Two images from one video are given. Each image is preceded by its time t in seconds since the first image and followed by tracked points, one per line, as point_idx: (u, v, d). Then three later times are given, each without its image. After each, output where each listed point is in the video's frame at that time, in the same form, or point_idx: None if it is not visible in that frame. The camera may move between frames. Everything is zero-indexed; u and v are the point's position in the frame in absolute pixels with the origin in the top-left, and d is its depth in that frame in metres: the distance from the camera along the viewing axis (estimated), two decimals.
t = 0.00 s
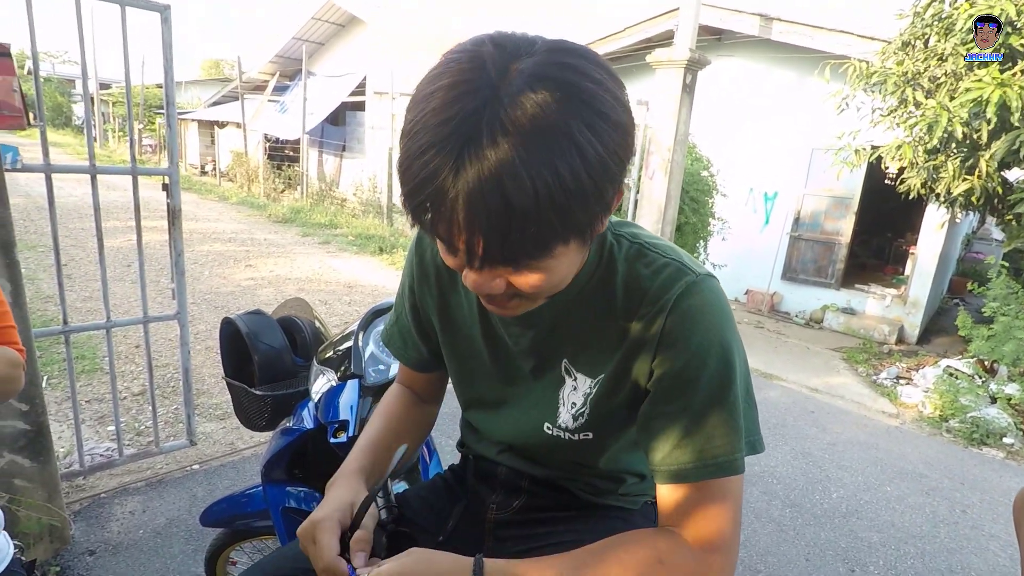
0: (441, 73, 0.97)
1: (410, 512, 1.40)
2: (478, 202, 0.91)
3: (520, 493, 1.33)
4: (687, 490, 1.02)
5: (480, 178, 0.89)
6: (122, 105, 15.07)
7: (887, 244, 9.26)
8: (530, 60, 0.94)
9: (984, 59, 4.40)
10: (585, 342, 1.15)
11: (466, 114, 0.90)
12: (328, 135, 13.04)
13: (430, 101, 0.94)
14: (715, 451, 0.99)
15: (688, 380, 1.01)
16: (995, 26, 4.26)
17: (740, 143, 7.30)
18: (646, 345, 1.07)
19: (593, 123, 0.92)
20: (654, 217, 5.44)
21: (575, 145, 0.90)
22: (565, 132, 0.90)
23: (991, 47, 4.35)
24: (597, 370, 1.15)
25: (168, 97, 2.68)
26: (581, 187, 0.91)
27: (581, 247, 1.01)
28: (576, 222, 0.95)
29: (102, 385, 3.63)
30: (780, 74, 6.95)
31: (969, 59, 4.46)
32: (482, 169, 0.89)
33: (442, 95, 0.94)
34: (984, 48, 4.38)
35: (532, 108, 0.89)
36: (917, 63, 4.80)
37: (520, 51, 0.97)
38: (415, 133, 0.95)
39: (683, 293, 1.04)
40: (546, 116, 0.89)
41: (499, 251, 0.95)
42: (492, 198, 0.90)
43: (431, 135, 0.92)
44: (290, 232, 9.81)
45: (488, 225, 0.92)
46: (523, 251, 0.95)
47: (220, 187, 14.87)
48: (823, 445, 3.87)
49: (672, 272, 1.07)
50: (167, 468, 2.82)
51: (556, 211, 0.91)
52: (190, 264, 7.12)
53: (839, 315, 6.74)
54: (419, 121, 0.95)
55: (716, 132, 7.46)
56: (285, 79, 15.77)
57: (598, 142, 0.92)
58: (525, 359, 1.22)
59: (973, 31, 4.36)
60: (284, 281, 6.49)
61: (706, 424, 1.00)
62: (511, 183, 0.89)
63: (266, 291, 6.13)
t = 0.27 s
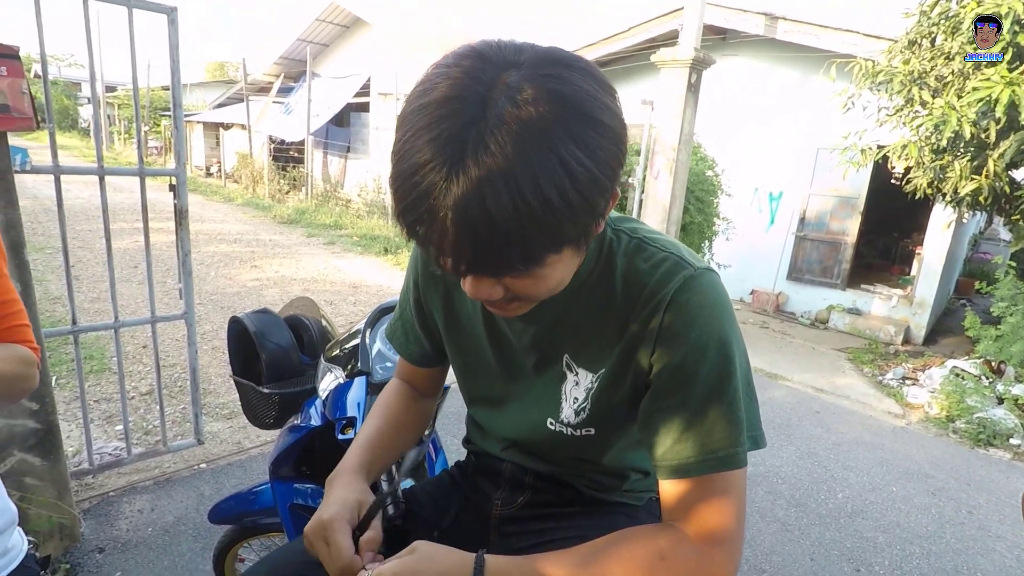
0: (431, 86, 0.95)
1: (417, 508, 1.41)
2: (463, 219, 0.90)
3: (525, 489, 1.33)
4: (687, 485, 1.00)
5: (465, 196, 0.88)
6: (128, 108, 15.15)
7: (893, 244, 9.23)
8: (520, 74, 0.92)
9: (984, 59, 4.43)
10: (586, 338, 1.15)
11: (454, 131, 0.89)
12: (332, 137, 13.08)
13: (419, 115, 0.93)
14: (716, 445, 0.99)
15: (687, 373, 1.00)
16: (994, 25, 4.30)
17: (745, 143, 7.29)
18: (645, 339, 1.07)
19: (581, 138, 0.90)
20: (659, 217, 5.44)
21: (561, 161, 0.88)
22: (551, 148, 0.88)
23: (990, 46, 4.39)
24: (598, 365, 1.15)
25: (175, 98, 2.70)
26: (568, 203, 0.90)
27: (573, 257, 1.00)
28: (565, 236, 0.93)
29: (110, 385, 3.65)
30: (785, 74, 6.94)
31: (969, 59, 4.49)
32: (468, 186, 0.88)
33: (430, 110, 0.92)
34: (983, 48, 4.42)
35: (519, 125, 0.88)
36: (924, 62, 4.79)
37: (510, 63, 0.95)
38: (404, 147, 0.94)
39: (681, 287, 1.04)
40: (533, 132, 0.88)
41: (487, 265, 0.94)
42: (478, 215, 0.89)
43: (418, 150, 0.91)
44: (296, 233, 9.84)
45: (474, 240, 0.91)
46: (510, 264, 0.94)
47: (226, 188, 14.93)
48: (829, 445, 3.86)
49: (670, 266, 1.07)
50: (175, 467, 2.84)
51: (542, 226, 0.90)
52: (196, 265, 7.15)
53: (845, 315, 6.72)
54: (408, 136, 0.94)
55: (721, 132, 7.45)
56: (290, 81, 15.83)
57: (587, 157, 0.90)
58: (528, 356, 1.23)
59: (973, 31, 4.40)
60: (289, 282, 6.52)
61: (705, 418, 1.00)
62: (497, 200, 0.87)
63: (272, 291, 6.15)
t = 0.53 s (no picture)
0: (434, 110, 0.94)
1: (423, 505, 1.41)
2: (471, 247, 0.90)
3: (530, 487, 1.34)
4: (687, 480, 1.00)
5: (473, 227, 0.89)
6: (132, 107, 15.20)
7: (897, 244, 9.21)
8: (524, 98, 0.91)
9: (984, 59, 4.43)
10: (587, 334, 1.15)
11: (460, 161, 0.88)
12: (336, 136, 13.10)
13: (423, 141, 0.92)
14: (717, 435, 0.97)
15: (687, 363, 1.00)
16: (995, 25, 4.32)
17: (749, 143, 7.28)
18: (645, 333, 1.07)
19: (585, 166, 0.90)
20: (662, 216, 5.44)
21: (566, 189, 0.88)
22: (558, 179, 0.88)
23: (991, 47, 4.39)
24: (600, 360, 1.15)
25: (180, 97, 2.71)
26: (574, 230, 0.90)
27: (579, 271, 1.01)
28: (570, 258, 0.94)
29: (115, 383, 3.67)
30: (789, 73, 6.93)
31: (970, 59, 4.48)
32: (474, 216, 0.88)
33: (433, 137, 0.91)
34: (984, 48, 4.42)
35: (525, 155, 0.87)
36: (928, 62, 4.77)
37: (514, 83, 0.93)
38: (411, 173, 0.93)
39: (679, 278, 1.03)
40: (538, 161, 0.87)
41: (495, 288, 0.95)
42: (485, 244, 0.89)
43: (424, 178, 0.91)
44: (299, 232, 9.86)
45: (482, 267, 0.92)
46: (517, 287, 0.95)
47: (229, 187, 14.96)
48: (832, 444, 3.86)
49: (670, 258, 1.07)
50: (179, 465, 2.85)
51: (552, 254, 0.91)
52: (200, 263, 7.18)
53: (848, 315, 6.71)
54: (413, 161, 0.93)
55: (725, 131, 7.45)
56: (293, 80, 15.85)
57: (592, 183, 0.90)
58: (531, 352, 1.23)
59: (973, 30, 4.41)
60: (292, 281, 6.53)
61: (706, 409, 0.98)
62: (503, 230, 0.88)
63: (275, 290, 6.16)
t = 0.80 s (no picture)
0: (451, 142, 0.91)
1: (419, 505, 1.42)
2: (496, 280, 0.89)
3: (525, 486, 1.34)
4: (676, 479, 1.00)
5: (498, 261, 0.87)
6: (128, 105, 15.14)
7: (892, 244, 9.25)
8: (544, 128, 0.90)
9: (983, 59, 4.44)
10: (578, 333, 1.15)
11: (484, 195, 0.86)
12: (332, 134, 13.07)
13: (442, 174, 0.90)
14: (706, 434, 0.97)
15: (677, 362, 0.99)
16: (995, 26, 4.31)
17: (745, 143, 7.30)
18: (635, 331, 1.07)
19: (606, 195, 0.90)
20: (659, 216, 5.45)
21: (589, 219, 0.88)
22: (584, 212, 0.88)
23: (990, 47, 4.39)
24: (591, 359, 1.14)
25: (176, 95, 2.70)
26: (595, 259, 0.90)
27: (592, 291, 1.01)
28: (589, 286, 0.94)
29: (109, 382, 3.65)
30: (785, 73, 6.94)
31: (968, 59, 4.49)
32: (501, 250, 0.86)
33: (454, 170, 0.89)
34: (983, 48, 4.43)
35: (549, 187, 0.86)
36: (924, 63, 4.79)
37: (530, 113, 0.92)
38: (431, 210, 0.90)
39: (668, 276, 1.03)
40: (563, 192, 0.86)
41: (516, 318, 0.94)
42: (510, 277, 0.88)
43: (446, 212, 0.88)
44: (295, 230, 9.84)
45: (504, 299, 0.91)
46: (538, 316, 0.94)
47: (225, 186, 14.92)
48: (827, 443, 3.87)
49: (662, 257, 1.06)
50: (174, 464, 2.84)
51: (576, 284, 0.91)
52: (196, 262, 7.16)
53: (843, 315, 6.73)
54: (432, 195, 0.90)
55: (721, 131, 7.47)
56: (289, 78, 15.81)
57: (611, 212, 0.90)
58: (525, 353, 1.22)
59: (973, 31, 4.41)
60: (289, 280, 6.52)
61: (695, 409, 0.98)
62: (529, 262, 0.87)
63: (271, 289, 6.15)
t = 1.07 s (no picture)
0: (447, 136, 0.92)
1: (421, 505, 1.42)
2: (490, 276, 0.89)
3: (526, 486, 1.35)
4: (678, 478, 1.00)
5: (493, 256, 0.87)
6: (126, 107, 15.15)
7: (890, 243, 9.27)
8: (541, 124, 0.90)
9: (984, 59, 4.43)
10: (581, 333, 1.15)
11: (480, 189, 0.87)
12: (331, 135, 13.08)
13: (438, 168, 0.90)
14: (710, 435, 0.97)
15: (681, 363, 0.99)
16: (995, 26, 4.29)
17: (743, 141, 7.30)
18: (640, 332, 1.07)
19: (602, 192, 0.90)
20: (657, 216, 5.46)
21: (585, 216, 0.88)
22: (578, 209, 0.88)
23: (991, 47, 4.38)
24: (595, 361, 1.15)
25: (174, 97, 2.70)
26: (590, 255, 0.91)
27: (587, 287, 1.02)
28: (584, 283, 0.94)
29: (109, 384, 3.65)
30: (782, 73, 6.95)
31: (969, 59, 4.48)
32: (495, 244, 0.86)
33: (448, 163, 0.89)
34: (984, 48, 4.42)
35: (543, 182, 0.87)
36: (921, 62, 4.80)
37: (524, 108, 0.93)
38: (425, 205, 0.91)
39: (673, 277, 1.04)
40: (558, 188, 0.87)
41: (510, 314, 0.94)
42: (504, 272, 0.88)
43: (441, 206, 0.88)
44: (294, 231, 9.84)
45: (498, 294, 0.91)
46: (532, 312, 0.94)
47: (223, 187, 14.92)
48: (826, 442, 3.88)
49: (666, 257, 1.07)
50: (174, 466, 2.85)
51: (570, 280, 0.92)
52: (195, 263, 7.16)
53: (842, 314, 6.75)
54: (427, 188, 0.91)
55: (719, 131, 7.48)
56: (288, 79, 15.81)
57: (607, 209, 0.91)
58: (527, 355, 1.23)
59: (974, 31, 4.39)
60: (288, 281, 6.53)
61: (699, 410, 0.98)
62: (524, 257, 0.87)
63: (270, 290, 6.16)
